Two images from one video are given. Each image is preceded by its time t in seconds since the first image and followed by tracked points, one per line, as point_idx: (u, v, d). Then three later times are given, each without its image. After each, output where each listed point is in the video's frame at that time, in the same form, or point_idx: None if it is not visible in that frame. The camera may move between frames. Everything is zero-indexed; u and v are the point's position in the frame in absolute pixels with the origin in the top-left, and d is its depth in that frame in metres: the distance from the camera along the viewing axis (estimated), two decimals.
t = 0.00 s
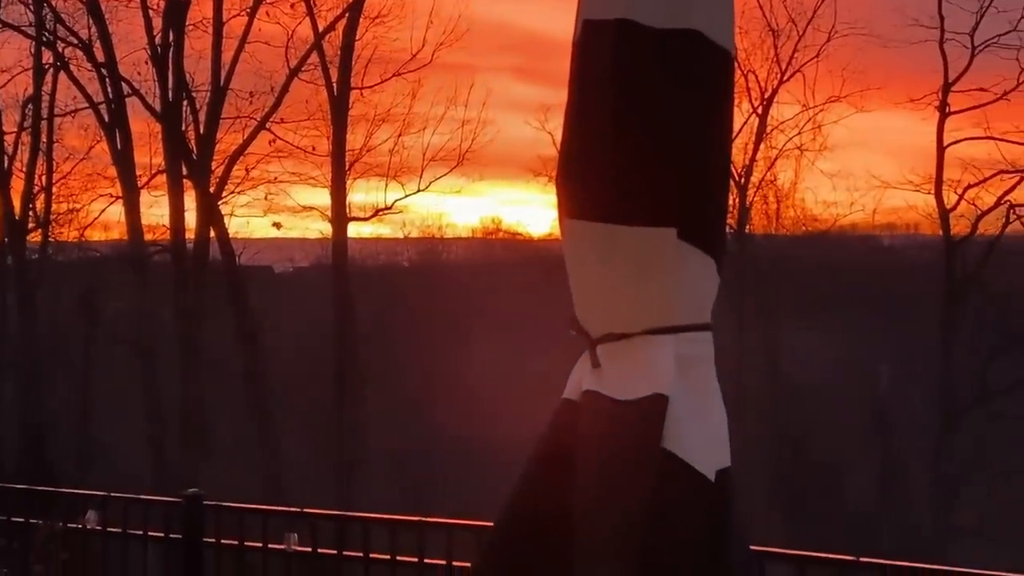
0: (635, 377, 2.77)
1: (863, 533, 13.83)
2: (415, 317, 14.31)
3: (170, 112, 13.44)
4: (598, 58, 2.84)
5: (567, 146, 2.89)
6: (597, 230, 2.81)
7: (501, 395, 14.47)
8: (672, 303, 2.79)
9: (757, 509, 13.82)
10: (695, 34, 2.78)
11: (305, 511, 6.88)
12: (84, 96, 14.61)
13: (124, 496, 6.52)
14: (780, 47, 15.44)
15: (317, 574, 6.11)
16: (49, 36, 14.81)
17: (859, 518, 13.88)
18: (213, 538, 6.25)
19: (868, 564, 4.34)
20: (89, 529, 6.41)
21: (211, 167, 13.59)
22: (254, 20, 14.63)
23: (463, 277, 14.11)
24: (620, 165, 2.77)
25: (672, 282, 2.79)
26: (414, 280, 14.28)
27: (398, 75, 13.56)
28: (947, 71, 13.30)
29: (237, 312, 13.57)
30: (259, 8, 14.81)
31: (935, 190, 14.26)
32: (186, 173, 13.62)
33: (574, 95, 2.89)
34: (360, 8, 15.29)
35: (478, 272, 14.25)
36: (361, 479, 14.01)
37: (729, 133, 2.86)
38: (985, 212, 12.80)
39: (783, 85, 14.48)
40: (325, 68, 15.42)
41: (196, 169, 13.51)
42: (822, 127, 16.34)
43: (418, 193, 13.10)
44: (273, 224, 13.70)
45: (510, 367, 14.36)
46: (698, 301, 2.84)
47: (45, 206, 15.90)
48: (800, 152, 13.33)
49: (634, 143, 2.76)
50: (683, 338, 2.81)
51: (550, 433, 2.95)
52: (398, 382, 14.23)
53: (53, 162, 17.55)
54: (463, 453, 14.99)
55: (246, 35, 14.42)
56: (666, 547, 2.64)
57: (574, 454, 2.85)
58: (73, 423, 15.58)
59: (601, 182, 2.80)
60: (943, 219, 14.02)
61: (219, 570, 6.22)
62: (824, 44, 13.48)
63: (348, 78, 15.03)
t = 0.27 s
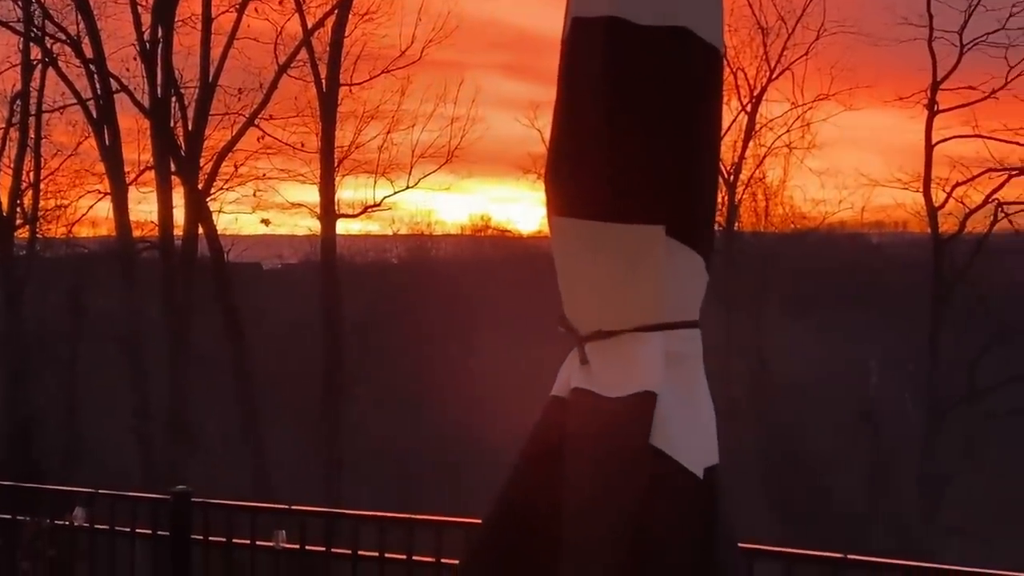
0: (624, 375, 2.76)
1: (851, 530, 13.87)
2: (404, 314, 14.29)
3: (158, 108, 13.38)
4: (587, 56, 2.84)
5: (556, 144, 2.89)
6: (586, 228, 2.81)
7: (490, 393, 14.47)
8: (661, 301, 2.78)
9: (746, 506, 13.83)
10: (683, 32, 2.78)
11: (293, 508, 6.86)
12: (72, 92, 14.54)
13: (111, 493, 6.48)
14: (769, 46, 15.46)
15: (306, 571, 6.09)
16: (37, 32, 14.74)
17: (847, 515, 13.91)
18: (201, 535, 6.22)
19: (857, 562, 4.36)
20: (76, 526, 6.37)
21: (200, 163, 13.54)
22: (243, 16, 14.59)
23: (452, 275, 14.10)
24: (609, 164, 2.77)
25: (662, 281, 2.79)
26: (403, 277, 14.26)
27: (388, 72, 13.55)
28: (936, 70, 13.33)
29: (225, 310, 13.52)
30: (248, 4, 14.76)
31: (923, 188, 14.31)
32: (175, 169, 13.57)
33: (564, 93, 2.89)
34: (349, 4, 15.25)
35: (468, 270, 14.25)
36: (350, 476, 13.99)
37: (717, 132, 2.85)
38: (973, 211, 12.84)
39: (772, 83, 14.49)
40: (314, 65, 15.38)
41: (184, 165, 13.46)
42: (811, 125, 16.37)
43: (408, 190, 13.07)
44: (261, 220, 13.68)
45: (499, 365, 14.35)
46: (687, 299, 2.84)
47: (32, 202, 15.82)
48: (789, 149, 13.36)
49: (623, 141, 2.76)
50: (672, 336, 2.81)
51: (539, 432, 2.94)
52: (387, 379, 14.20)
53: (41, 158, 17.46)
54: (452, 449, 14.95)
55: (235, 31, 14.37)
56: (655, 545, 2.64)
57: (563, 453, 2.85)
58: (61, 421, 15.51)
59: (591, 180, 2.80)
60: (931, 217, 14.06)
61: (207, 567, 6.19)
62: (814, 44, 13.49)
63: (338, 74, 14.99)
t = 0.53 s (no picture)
0: (611, 374, 2.76)
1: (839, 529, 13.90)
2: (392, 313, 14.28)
3: (145, 106, 13.33)
4: (574, 56, 2.83)
5: (543, 145, 2.88)
6: (574, 227, 2.80)
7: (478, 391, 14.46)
8: (648, 301, 2.78)
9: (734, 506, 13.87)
10: (670, 32, 2.78)
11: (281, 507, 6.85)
12: (59, 90, 14.47)
13: (98, 492, 6.45)
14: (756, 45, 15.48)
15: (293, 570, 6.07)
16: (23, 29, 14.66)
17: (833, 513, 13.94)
18: (188, 534, 6.20)
19: (844, 561, 4.36)
20: (62, 525, 6.34)
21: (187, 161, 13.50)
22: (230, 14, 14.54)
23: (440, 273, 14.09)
24: (597, 163, 2.77)
25: (649, 281, 2.78)
26: (391, 276, 14.24)
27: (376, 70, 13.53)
28: (923, 69, 13.37)
29: (213, 308, 13.48)
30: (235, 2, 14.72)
31: (911, 188, 14.35)
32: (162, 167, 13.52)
33: (551, 93, 2.88)
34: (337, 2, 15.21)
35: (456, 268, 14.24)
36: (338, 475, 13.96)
37: (705, 132, 2.85)
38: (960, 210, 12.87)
39: (759, 83, 14.52)
40: (302, 64, 15.35)
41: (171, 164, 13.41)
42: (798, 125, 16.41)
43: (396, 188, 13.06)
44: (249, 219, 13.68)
45: (487, 364, 14.35)
46: (674, 298, 2.84)
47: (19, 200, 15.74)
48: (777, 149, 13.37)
49: (610, 141, 2.76)
50: (659, 335, 2.80)
51: (526, 432, 2.94)
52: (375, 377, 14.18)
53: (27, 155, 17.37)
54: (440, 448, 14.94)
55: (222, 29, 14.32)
56: (643, 545, 2.63)
57: (550, 453, 2.84)
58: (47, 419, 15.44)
59: (579, 180, 2.79)
60: (918, 216, 14.10)
61: (194, 566, 6.17)
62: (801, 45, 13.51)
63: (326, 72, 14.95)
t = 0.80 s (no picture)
0: (595, 375, 2.76)
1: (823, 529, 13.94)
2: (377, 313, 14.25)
3: (130, 106, 13.27)
4: (559, 56, 2.83)
5: (528, 145, 2.88)
6: (558, 227, 2.80)
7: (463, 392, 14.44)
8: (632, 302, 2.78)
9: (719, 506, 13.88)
10: (654, 32, 2.78)
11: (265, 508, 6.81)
12: (44, 89, 14.40)
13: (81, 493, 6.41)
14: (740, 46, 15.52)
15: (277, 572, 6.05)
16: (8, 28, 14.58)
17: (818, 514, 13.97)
18: (171, 535, 6.17)
19: (828, 561, 4.36)
20: (45, 526, 6.30)
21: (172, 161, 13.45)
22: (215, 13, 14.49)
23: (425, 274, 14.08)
24: (581, 165, 2.77)
25: (633, 282, 2.78)
26: (376, 277, 14.22)
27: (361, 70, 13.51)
28: (907, 72, 13.42)
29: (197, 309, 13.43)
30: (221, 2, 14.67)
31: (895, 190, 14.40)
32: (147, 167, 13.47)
33: (536, 94, 2.88)
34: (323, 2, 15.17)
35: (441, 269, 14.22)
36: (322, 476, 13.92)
37: (689, 133, 2.85)
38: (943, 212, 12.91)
39: (745, 84, 14.54)
40: (288, 63, 15.31)
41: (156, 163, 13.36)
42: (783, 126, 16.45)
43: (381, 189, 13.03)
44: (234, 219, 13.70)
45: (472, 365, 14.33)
46: (658, 299, 2.84)
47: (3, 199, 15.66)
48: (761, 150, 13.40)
49: (594, 142, 2.76)
50: (643, 336, 2.81)
51: (511, 432, 2.94)
52: (359, 378, 14.15)
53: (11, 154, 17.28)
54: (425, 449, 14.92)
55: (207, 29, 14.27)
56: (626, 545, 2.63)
57: (535, 453, 2.84)
58: (30, 420, 15.36)
59: (563, 180, 2.79)
60: (902, 218, 14.16)
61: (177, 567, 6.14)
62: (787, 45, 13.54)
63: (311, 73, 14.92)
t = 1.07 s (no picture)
0: (577, 376, 2.77)
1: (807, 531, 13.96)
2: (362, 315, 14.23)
3: (114, 107, 13.21)
4: (541, 59, 2.84)
5: (511, 147, 2.88)
6: (541, 229, 2.81)
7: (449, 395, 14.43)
8: (614, 303, 2.79)
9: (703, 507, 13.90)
10: (636, 35, 2.79)
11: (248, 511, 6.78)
12: (27, 90, 14.33)
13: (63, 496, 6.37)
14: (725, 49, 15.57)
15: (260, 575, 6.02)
16: None
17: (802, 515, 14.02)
18: (154, 537, 6.13)
19: (810, 564, 4.37)
20: (27, 529, 6.25)
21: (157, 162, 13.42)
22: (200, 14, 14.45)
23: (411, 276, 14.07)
24: (563, 167, 2.77)
25: (615, 283, 2.79)
26: (361, 278, 14.20)
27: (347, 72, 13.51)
28: (892, 75, 13.48)
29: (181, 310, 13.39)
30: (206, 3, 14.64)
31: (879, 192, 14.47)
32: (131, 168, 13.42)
33: (519, 96, 2.89)
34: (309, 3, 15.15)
35: (426, 271, 14.21)
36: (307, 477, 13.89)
37: (671, 135, 2.87)
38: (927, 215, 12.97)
39: (730, 87, 14.59)
40: (273, 65, 15.28)
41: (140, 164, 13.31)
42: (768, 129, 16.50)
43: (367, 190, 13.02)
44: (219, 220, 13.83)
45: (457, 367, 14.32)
46: (640, 300, 2.85)
47: None
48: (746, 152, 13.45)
49: (577, 144, 2.76)
50: (625, 337, 2.81)
51: (494, 434, 2.94)
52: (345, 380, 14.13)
53: None
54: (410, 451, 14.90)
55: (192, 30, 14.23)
56: (609, 546, 2.64)
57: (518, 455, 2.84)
58: (13, 422, 15.27)
59: (546, 182, 2.79)
60: (886, 221, 14.22)
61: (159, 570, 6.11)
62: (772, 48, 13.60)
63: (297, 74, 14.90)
